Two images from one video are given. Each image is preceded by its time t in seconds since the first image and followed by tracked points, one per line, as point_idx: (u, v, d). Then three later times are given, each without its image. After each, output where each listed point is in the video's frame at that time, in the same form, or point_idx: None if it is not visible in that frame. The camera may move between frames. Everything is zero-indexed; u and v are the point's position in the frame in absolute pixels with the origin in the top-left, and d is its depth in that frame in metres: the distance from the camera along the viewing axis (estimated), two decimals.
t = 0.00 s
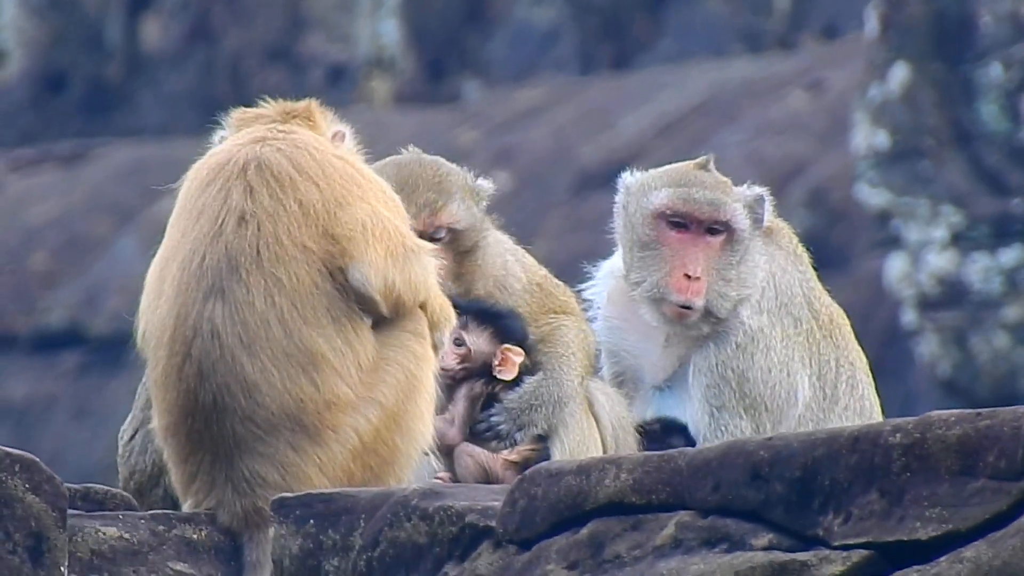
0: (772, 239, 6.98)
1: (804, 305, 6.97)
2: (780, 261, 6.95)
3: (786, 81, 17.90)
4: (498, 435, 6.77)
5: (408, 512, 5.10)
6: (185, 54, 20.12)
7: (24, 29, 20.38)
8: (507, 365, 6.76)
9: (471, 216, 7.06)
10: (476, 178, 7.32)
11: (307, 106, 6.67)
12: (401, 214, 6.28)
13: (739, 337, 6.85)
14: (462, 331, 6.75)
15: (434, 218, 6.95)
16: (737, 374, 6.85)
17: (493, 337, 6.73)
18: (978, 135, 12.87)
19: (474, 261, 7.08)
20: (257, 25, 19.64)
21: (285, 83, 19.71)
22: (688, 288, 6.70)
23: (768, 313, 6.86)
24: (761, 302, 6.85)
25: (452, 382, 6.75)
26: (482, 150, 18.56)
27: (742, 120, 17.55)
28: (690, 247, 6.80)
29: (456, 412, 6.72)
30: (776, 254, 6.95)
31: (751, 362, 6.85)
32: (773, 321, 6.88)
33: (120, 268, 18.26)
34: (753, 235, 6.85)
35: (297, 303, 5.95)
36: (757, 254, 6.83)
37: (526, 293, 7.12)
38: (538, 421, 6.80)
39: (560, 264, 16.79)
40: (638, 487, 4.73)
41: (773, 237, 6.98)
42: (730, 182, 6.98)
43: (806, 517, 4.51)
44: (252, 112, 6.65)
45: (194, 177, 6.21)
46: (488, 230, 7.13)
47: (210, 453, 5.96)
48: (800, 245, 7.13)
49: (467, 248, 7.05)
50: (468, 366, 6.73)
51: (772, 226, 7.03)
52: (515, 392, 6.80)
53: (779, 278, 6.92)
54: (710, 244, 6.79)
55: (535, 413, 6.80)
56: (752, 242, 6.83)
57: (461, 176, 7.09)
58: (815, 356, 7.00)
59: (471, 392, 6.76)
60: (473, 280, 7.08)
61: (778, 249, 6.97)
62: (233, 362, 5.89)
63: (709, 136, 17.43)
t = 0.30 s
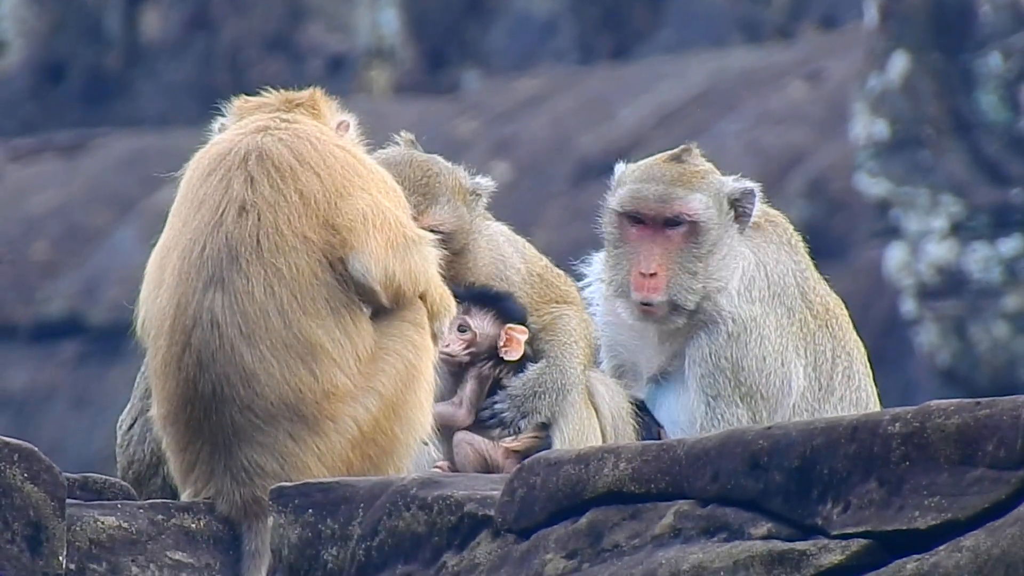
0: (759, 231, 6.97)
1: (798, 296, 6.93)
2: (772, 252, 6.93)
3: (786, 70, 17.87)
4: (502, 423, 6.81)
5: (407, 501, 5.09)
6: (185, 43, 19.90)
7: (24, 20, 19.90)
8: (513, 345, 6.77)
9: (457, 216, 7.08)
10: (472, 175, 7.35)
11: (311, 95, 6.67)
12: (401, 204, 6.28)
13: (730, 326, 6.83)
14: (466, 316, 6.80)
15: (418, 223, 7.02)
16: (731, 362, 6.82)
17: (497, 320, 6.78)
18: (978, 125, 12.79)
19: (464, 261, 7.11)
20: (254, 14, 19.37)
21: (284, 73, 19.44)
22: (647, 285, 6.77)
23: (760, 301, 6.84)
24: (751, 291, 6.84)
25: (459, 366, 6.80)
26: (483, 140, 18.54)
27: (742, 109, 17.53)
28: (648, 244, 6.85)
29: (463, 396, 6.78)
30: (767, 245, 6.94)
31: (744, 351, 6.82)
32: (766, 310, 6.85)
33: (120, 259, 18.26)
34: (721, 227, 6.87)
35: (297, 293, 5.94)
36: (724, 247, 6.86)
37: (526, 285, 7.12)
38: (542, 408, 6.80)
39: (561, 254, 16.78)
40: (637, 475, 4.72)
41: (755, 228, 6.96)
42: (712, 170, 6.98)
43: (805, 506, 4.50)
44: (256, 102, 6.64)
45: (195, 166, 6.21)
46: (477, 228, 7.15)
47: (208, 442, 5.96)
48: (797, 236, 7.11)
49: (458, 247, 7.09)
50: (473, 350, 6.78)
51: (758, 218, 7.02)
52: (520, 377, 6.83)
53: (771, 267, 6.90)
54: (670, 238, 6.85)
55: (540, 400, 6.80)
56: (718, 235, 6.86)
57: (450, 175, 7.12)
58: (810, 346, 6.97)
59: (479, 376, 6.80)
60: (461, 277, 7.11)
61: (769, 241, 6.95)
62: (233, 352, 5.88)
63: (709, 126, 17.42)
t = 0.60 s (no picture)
0: (751, 224, 6.85)
1: (793, 289, 6.83)
2: (769, 244, 6.82)
3: (785, 64, 17.87)
4: (503, 418, 6.80)
5: (406, 494, 5.10)
6: (184, 37, 19.83)
7: (23, 13, 20.15)
8: (517, 336, 6.80)
9: (459, 213, 7.12)
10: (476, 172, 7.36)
11: (309, 90, 6.73)
12: (395, 196, 6.30)
13: (725, 318, 6.73)
14: (470, 308, 6.82)
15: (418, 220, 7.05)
16: (726, 354, 6.74)
17: (501, 311, 6.81)
18: (977, 119, 12.80)
19: (466, 258, 7.16)
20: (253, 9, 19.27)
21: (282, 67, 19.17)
22: (618, 275, 6.76)
23: (757, 293, 6.74)
24: (747, 283, 6.73)
25: (463, 362, 6.82)
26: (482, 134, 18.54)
27: (741, 103, 17.54)
28: (622, 235, 6.85)
29: (464, 390, 6.78)
30: (763, 236, 6.83)
31: (740, 343, 6.73)
32: (763, 302, 6.75)
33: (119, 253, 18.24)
34: (693, 214, 6.83)
35: (294, 285, 5.97)
36: (696, 234, 6.81)
37: (527, 280, 7.16)
38: (543, 403, 6.79)
39: (559, 247, 16.75)
40: (637, 469, 4.70)
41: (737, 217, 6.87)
42: (691, 161, 6.95)
43: (804, 500, 4.43)
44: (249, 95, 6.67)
45: (190, 160, 6.22)
46: (480, 224, 7.20)
47: (208, 436, 5.98)
48: (795, 228, 7.03)
49: (458, 246, 7.15)
50: (478, 343, 6.80)
51: (747, 210, 6.93)
52: (521, 371, 6.83)
53: (767, 258, 6.79)
54: (639, 226, 6.83)
55: (540, 395, 6.79)
56: (690, 221, 6.82)
57: (452, 172, 7.13)
58: (807, 340, 6.87)
59: (483, 370, 6.79)
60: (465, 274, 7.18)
61: (763, 232, 6.84)
62: (232, 345, 5.91)
63: (707, 120, 17.42)
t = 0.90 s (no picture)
0: (743, 218, 6.86)
1: (790, 284, 6.84)
2: (765, 240, 6.82)
3: (784, 61, 17.88)
4: (502, 415, 6.80)
5: (405, 490, 5.11)
6: (183, 33, 19.66)
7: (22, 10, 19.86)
8: (524, 338, 6.78)
9: (462, 210, 7.18)
10: (476, 169, 7.41)
11: (321, 84, 6.78)
12: (393, 193, 6.31)
13: (720, 311, 6.72)
14: (481, 302, 6.85)
15: (422, 211, 7.12)
16: (722, 348, 6.72)
17: (512, 311, 6.83)
18: (976, 116, 12.80)
19: (466, 254, 7.19)
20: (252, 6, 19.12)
21: (282, 63, 19.08)
22: (597, 265, 6.88)
23: (753, 287, 6.73)
24: (742, 277, 6.73)
25: (469, 353, 6.88)
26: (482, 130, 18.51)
27: (739, 99, 17.56)
28: (604, 225, 6.96)
29: (464, 389, 6.81)
30: (758, 231, 6.82)
31: (735, 337, 6.71)
32: (758, 297, 6.74)
33: (118, 250, 18.21)
34: (671, 204, 6.89)
35: (287, 283, 5.99)
36: (673, 223, 6.86)
37: (527, 277, 7.14)
38: (541, 401, 6.77)
39: (559, 243, 16.71)
40: (635, 466, 4.68)
41: (720, 206, 6.87)
42: (677, 152, 7.01)
43: (801, 496, 4.41)
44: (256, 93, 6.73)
45: (189, 158, 6.29)
46: (480, 221, 7.23)
47: (205, 432, 6.02)
48: (796, 226, 7.03)
49: (458, 243, 7.17)
50: (486, 337, 6.83)
51: (738, 201, 6.95)
52: (519, 370, 6.81)
53: (763, 254, 6.79)
54: (619, 215, 6.94)
55: (539, 392, 6.78)
56: (667, 210, 6.89)
57: (454, 168, 7.22)
58: (804, 336, 6.87)
59: (485, 368, 6.83)
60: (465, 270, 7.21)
61: (759, 227, 6.84)
62: (225, 342, 5.94)
63: (706, 117, 17.43)
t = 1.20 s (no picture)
0: (739, 214, 6.96)
1: (788, 282, 6.94)
2: (764, 237, 6.93)
3: (783, 59, 17.89)
4: (500, 413, 6.81)
5: (403, 488, 5.11)
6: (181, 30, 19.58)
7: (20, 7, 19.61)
8: (520, 341, 6.78)
9: (465, 209, 7.13)
10: (478, 169, 7.39)
11: (320, 92, 6.94)
12: (395, 192, 6.39)
13: (717, 307, 6.84)
14: (481, 300, 6.86)
15: (425, 211, 7.07)
16: (720, 345, 6.83)
17: (510, 311, 6.82)
18: (975, 113, 12.81)
19: (467, 254, 7.17)
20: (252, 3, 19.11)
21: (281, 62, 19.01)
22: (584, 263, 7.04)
23: (749, 283, 6.86)
24: (739, 274, 6.86)
25: (467, 351, 6.89)
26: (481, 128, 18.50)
27: (737, 97, 17.59)
28: (592, 224, 7.14)
29: (466, 385, 6.87)
30: (756, 228, 6.93)
31: (733, 334, 6.83)
32: (755, 294, 6.86)
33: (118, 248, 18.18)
34: (653, 198, 7.07)
35: (291, 280, 6.05)
36: (655, 216, 7.04)
37: (527, 273, 7.14)
38: (540, 398, 6.78)
39: (559, 240, 16.70)
40: (634, 463, 4.67)
41: (706, 199, 7.02)
42: (665, 147, 7.17)
43: (800, 494, 4.40)
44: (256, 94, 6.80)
45: (192, 156, 6.34)
46: (483, 221, 7.20)
47: (204, 430, 6.05)
48: (797, 221, 7.09)
49: (460, 241, 7.15)
50: (481, 334, 6.83)
51: (732, 194, 7.05)
52: (516, 369, 6.82)
53: (761, 251, 6.90)
54: (603, 212, 7.11)
55: (538, 390, 6.78)
56: (647, 205, 7.06)
57: (457, 168, 7.17)
58: (802, 334, 6.94)
59: (481, 365, 6.85)
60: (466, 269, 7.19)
61: (757, 224, 6.94)
62: (228, 339, 5.98)
63: (705, 115, 17.45)
